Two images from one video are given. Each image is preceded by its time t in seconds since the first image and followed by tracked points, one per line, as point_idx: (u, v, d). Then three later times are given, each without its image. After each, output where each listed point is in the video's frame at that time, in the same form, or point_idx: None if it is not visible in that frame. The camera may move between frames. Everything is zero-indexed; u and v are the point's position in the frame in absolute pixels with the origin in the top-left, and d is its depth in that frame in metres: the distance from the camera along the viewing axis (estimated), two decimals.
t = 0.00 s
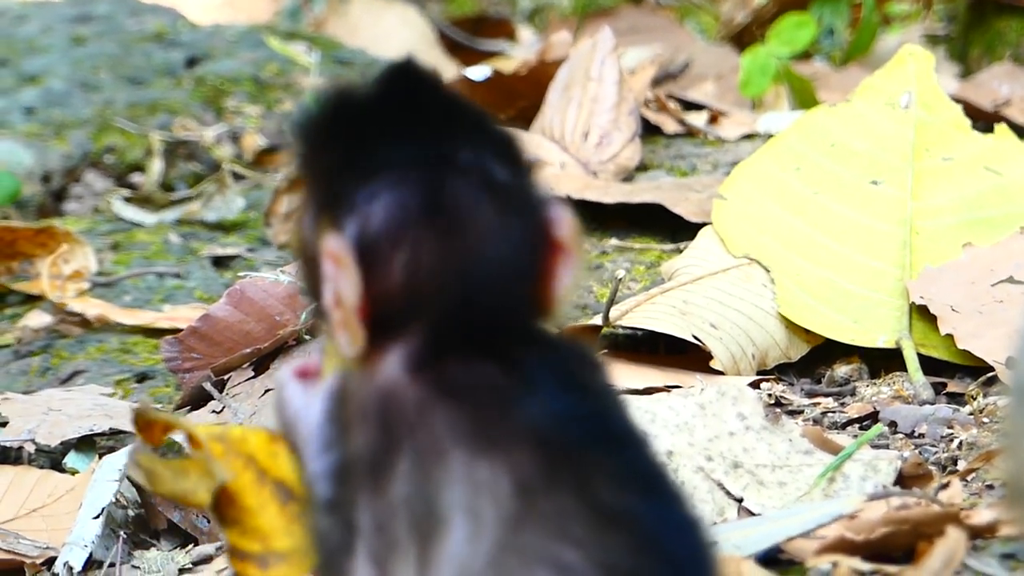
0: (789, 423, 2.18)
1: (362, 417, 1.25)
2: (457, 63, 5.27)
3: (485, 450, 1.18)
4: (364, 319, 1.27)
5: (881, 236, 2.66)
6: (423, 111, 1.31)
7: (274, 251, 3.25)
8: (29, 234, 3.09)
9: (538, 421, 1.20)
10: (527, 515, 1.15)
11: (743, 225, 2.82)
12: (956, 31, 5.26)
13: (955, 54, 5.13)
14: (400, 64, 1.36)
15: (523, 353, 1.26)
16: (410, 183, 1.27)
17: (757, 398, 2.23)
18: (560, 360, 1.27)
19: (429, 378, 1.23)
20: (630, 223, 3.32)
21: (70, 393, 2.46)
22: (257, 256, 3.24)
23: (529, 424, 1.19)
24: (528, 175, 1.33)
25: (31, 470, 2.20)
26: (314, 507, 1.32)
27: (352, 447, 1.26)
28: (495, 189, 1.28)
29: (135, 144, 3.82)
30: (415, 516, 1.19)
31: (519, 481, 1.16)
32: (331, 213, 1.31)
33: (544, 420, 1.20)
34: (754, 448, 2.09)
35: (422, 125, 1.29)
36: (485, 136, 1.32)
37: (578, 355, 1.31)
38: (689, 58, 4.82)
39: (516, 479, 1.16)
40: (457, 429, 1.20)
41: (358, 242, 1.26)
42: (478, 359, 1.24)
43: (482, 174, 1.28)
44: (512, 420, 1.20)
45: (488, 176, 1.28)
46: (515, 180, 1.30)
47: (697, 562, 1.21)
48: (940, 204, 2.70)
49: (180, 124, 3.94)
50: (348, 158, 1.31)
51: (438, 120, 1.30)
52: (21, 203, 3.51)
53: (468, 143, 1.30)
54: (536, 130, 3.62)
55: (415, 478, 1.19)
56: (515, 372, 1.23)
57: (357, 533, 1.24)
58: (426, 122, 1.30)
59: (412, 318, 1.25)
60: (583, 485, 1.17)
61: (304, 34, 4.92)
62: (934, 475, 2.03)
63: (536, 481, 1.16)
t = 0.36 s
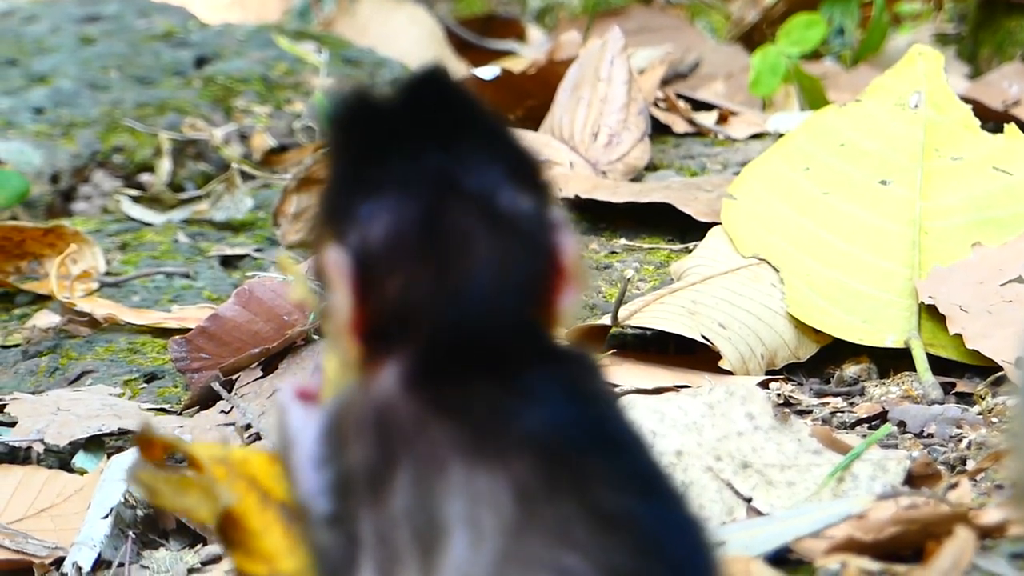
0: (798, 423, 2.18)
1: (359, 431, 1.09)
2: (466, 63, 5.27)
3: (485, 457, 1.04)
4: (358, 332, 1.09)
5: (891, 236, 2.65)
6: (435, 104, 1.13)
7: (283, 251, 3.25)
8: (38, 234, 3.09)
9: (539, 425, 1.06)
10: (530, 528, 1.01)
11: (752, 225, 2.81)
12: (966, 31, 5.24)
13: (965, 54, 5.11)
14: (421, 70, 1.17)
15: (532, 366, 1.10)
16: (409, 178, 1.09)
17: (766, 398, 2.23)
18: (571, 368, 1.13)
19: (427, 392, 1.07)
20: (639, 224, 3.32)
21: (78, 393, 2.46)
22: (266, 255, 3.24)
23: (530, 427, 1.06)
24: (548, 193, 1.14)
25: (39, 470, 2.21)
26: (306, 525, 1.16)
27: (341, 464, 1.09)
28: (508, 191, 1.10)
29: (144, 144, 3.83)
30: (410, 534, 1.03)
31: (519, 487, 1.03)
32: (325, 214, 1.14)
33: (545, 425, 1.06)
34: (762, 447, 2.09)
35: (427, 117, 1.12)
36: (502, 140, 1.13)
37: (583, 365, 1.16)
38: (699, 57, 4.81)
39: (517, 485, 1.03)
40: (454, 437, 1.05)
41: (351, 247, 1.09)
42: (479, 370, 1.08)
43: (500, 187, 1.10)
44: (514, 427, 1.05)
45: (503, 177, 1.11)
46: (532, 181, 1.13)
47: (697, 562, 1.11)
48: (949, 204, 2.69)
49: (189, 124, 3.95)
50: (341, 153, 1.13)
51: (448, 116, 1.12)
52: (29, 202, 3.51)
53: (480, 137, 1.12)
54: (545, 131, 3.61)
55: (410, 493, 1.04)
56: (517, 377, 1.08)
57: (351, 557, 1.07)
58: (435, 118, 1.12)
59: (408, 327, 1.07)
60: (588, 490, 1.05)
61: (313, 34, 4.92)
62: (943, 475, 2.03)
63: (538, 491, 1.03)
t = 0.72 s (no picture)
0: (806, 423, 2.18)
1: (379, 417, 1.12)
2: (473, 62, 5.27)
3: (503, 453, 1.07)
4: (393, 316, 1.12)
5: (898, 236, 2.65)
6: (457, 93, 1.17)
7: (290, 251, 3.26)
8: (46, 233, 3.09)
9: (557, 423, 1.09)
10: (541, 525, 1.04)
11: (759, 225, 2.81)
12: (973, 31, 5.23)
13: (971, 54, 5.10)
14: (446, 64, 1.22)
15: (552, 364, 1.12)
16: (430, 168, 1.13)
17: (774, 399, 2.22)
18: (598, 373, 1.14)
19: (448, 378, 1.11)
20: (646, 224, 3.31)
21: (86, 393, 2.46)
22: (274, 255, 3.24)
23: (549, 425, 1.09)
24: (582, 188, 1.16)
25: (46, 470, 2.19)
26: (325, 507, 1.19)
27: (356, 448, 1.13)
28: (532, 177, 1.13)
29: (151, 143, 3.83)
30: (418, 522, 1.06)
31: (531, 484, 1.06)
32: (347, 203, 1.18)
33: (563, 422, 1.09)
34: (770, 448, 2.08)
35: (452, 109, 1.16)
36: (530, 133, 1.16)
37: (613, 371, 1.17)
38: (706, 57, 4.80)
39: (528, 483, 1.05)
40: (470, 430, 1.08)
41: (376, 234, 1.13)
42: (500, 357, 1.11)
43: (524, 167, 1.13)
44: (531, 424, 1.08)
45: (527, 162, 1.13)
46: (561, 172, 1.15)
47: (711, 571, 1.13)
48: (956, 204, 2.69)
49: (196, 123, 3.95)
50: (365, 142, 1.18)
51: (471, 107, 1.16)
52: (36, 202, 3.51)
53: (501, 126, 1.16)
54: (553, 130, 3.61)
55: (422, 479, 1.07)
56: (535, 374, 1.11)
57: (354, 536, 1.10)
58: (456, 108, 1.16)
59: (432, 315, 1.11)
60: (601, 493, 1.07)
61: (320, 33, 4.92)
62: (951, 476, 2.02)
63: (548, 487, 1.06)
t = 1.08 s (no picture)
0: (812, 423, 2.17)
1: (377, 408, 1.18)
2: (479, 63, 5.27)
3: (498, 449, 1.13)
4: (390, 308, 1.18)
5: (904, 236, 2.65)
6: (440, 98, 1.24)
7: (296, 252, 3.26)
8: (51, 235, 3.09)
9: (552, 419, 1.15)
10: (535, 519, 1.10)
11: (766, 225, 2.80)
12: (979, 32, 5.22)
13: (978, 54, 5.09)
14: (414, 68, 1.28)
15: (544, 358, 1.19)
16: (427, 169, 1.19)
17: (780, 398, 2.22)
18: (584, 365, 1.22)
19: (446, 372, 1.17)
20: (651, 224, 3.31)
21: (92, 394, 2.46)
22: (279, 256, 3.24)
23: (543, 421, 1.14)
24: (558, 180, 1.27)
25: (52, 471, 2.18)
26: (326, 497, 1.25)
27: (356, 442, 1.19)
28: (523, 177, 1.21)
29: (157, 144, 3.83)
30: (416, 514, 1.13)
31: (527, 479, 1.12)
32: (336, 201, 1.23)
33: (558, 420, 1.15)
34: (776, 448, 2.08)
35: (442, 115, 1.22)
36: (508, 132, 1.25)
37: (599, 361, 1.25)
38: (712, 57, 4.80)
39: (524, 483, 1.11)
40: (466, 425, 1.14)
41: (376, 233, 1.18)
42: (496, 352, 1.17)
43: (514, 159, 1.21)
44: (525, 419, 1.14)
45: (515, 161, 1.22)
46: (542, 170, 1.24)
47: (707, 565, 1.19)
48: (962, 203, 2.68)
49: (202, 125, 3.95)
50: (356, 149, 1.23)
51: (456, 110, 1.23)
52: (42, 203, 3.51)
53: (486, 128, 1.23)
54: (558, 132, 3.61)
55: (420, 474, 1.13)
56: (531, 367, 1.17)
57: (352, 530, 1.17)
58: (445, 109, 1.23)
59: (434, 311, 1.18)
60: (595, 489, 1.13)
61: (327, 35, 4.92)
62: (957, 475, 2.01)
63: (545, 483, 1.12)
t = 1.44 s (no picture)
0: (817, 424, 2.17)
1: (412, 402, 1.11)
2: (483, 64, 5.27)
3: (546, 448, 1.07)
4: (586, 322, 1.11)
5: (908, 237, 2.64)
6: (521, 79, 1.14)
7: (301, 253, 3.26)
8: (57, 236, 3.09)
9: (602, 416, 1.10)
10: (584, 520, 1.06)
11: (770, 226, 2.80)
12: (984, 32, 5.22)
13: (982, 55, 5.08)
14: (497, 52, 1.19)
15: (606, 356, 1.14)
16: (502, 160, 1.11)
17: (785, 399, 2.22)
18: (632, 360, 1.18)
19: (521, 370, 1.10)
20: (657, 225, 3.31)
21: (97, 395, 2.46)
22: (284, 257, 3.24)
23: (593, 415, 1.09)
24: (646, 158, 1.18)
25: (57, 471, 2.18)
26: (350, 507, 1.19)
27: (388, 438, 1.12)
28: (610, 162, 1.12)
29: (162, 145, 3.83)
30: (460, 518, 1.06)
31: (574, 477, 1.06)
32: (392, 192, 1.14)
33: (602, 408, 1.10)
34: (781, 448, 2.08)
35: (522, 95, 1.12)
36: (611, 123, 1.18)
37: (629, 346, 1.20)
38: (716, 58, 4.80)
39: (562, 467, 1.06)
40: (509, 412, 1.08)
41: (441, 228, 1.12)
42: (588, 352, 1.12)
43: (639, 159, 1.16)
44: (574, 418, 1.09)
45: (606, 148, 1.12)
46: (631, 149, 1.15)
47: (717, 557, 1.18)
48: (967, 205, 2.68)
49: (207, 125, 3.96)
50: (421, 135, 1.14)
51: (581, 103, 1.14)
52: (48, 204, 3.52)
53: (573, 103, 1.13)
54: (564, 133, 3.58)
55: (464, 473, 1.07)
56: (590, 361, 1.12)
57: (386, 530, 1.11)
58: (572, 105, 1.13)
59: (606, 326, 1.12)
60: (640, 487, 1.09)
61: (332, 35, 4.93)
62: (962, 476, 2.01)
63: (592, 482, 1.07)
